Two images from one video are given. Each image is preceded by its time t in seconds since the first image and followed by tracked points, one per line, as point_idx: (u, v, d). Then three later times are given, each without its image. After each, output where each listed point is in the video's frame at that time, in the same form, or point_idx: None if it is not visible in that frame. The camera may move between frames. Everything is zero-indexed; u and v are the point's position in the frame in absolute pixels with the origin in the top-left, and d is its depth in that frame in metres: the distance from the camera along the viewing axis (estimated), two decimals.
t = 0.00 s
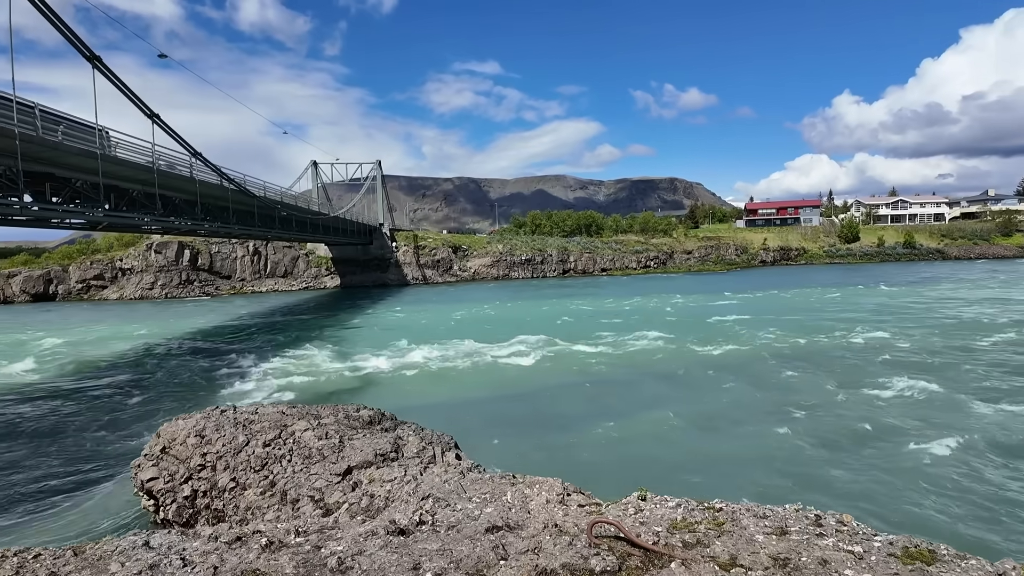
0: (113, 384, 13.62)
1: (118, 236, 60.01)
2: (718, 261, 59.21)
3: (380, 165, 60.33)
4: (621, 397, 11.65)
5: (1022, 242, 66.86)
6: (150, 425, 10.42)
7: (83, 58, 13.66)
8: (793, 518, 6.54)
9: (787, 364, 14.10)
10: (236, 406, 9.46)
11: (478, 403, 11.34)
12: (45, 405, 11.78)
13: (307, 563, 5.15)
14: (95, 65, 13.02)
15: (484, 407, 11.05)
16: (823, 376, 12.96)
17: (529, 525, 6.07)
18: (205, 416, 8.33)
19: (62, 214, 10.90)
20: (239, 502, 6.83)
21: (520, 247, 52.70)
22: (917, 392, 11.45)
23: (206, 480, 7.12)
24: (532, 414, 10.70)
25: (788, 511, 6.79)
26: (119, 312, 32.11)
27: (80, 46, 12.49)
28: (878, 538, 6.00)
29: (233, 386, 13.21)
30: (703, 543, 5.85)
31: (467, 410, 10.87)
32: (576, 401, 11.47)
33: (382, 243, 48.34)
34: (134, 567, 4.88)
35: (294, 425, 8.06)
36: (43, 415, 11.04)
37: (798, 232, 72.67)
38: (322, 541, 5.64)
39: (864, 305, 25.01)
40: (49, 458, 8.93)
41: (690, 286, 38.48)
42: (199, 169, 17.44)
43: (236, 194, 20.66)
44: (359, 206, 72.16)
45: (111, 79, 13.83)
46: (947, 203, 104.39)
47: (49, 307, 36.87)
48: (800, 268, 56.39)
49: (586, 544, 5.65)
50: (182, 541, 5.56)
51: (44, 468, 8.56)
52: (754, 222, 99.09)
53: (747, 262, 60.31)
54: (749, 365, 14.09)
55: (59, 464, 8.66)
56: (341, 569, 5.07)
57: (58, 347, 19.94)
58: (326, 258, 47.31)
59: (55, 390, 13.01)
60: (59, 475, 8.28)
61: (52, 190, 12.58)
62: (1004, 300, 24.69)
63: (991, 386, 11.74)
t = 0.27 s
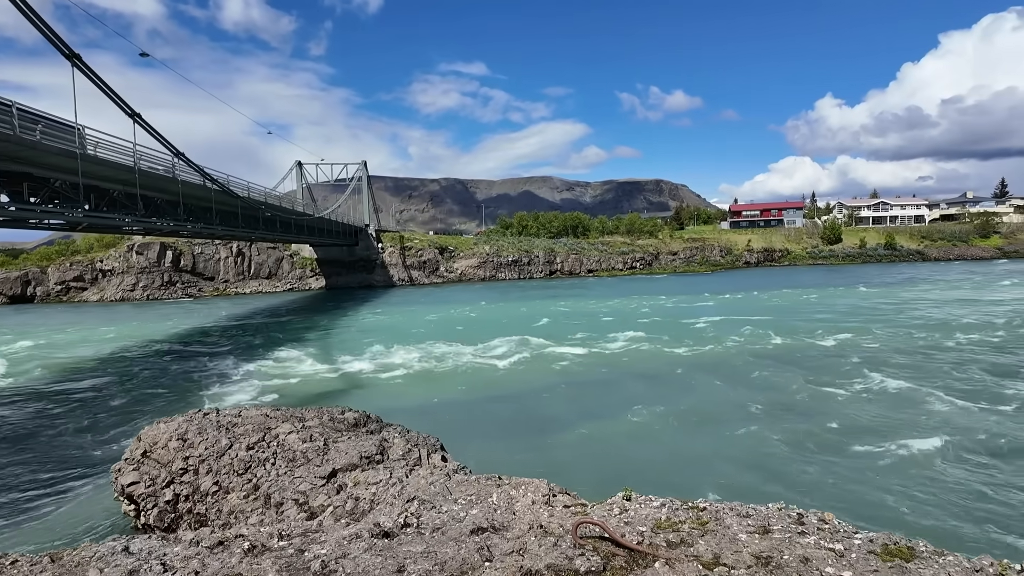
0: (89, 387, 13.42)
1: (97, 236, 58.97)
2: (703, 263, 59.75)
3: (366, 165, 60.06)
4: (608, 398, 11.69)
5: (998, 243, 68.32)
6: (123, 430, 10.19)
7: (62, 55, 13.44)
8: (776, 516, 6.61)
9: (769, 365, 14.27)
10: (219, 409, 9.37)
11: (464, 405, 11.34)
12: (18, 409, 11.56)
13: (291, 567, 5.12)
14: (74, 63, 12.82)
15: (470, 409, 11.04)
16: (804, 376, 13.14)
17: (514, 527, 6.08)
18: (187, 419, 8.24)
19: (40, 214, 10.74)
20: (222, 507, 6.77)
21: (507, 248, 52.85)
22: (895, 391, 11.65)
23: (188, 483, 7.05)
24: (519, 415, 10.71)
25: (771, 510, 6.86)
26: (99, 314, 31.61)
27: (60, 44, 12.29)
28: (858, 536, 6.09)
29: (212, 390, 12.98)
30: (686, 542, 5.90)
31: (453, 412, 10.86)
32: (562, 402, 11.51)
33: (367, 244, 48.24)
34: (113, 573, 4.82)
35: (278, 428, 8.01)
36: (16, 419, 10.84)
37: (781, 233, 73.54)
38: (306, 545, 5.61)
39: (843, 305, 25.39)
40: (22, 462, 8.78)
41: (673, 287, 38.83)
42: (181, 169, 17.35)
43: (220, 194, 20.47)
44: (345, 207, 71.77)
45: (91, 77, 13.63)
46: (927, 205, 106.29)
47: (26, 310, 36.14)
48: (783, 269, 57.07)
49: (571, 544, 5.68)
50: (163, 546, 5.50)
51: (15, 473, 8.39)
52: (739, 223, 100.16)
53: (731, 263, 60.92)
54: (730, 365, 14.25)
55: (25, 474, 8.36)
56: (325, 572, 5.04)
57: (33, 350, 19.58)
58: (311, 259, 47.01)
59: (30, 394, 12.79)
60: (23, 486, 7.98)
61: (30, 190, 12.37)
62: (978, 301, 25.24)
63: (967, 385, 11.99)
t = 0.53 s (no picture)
0: (61, 391, 13.13)
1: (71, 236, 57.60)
2: (686, 264, 60.26)
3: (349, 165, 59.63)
4: (592, 398, 11.73)
5: (972, 245, 69.90)
6: (91, 437, 9.94)
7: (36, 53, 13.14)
8: (756, 515, 6.69)
9: (749, 364, 14.43)
10: (199, 412, 9.26)
11: (449, 406, 11.32)
12: None
13: (271, 572, 5.08)
14: (49, 61, 12.54)
15: (454, 411, 11.03)
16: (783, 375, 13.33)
17: (497, 528, 6.09)
18: (166, 423, 8.14)
19: (15, 213, 10.56)
20: (202, 511, 6.69)
21: (491, 249, 52.97)
22: (869, 390, 11.89)
23: (168, 488, 6.96)
24: (503, 416, 10.73)
25: (752, 508, 6.94)
26: (75, 316, 30.96)
27: (34, 41, 12.02)
28: (836, 533, 6.17)
29: (186, 394, 12.73)
30: (668, 541, 5.95)
31: (437, 414, 10.84)
32: (547, 403, 11.53)
33: (351, 245, 47.94)
34: None
35: (260, 431, 7.95)
36: None
37: (763, 234, 74.44)
38: (287, 549, 5.56)
39: (819, 305, 25.79)
40: None
41: (655, 288, 39.12)
42: (161, 168, 17.20)
43: (200, 194, 20.20)
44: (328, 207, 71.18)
45: (67, 75, 13.36)
46: (905, 207, 108.42)
47: None
48: (764, 270, 57.78)
49: (554, 545, 5.69)
50: (140, 552, 5.43)
51: None
52: (721, 224, 101.32)
53: (714, 264, 61.52)
54: (711, 365, 14.40)
55: None
56: None
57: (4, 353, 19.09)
58: (293, 260, 46.52)
59: None
60: None
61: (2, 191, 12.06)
62: (948, 301, 25.84)
63: (938, 383, 12.27)
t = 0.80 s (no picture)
0: (32, 396, 12.82)
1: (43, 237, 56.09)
2: (670, 265, 60.80)
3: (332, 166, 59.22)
4: (576, 400, 11.77)
5: (948, 246, 71.40)
6: (60, 444, 9.68)
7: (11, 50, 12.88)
8: (737, 513, 6.77)
9: (727, 365, 14.59)
10: (178, 416, 9.15)
11: (432, 408, 11.30)
12: None
13: None
14: (24, 58, 12.29)
15: (438, 412, 11.01)
16: (759, 375, 13.52)
17: (479, 529, 6.10)
18: (144, 427, 8.05)
19: None
20: (181, 516, 6.60)
21: (476, 250, 53.12)
22: (844, 390, 12.10)
23: (146, 493, 6.87)
24: (487, 417, 10.73)
25: (733, 508, 7.02)
26: (50, 319, 30.22)
27: (9, 38, 11.79)
28: (814, 531, 6.26)
29: (159, 399, 12.48)
30: (649, 540, 6.01)
31: (421, 416, 10.81)
32: (531, 404, 11.55)
33: (334, 246, 47.64)
34: None
35: (241, 434, 7.89)
36: None
37: (745, 236, 75.38)
38: (267, 553, 5.52)
39: (795, 306, 26.18)
40: None
41: (637, 289, 39.43)
42: (138, 168, 16.97)
43: (179, 195, 19.93)
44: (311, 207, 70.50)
45: (43, 73, 13.12)
46: (882, 210, 110.70)
47: None
48: (745, 271, 58.50)
49: (536, 546, 5.71)
50: (116, 558, 5.35)
51: None
52: (703, 226, 102.31)
53: (696, 266, 62.15)
54: (691, 366, 14.56)
55: None
56: None
57: None
58: (274, 261, 46.01)
59: None
60: None
61: None
62: (919, 302, 26.41)
63: (909, 383, 12.53)
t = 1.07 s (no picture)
0: None
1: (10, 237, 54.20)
2: (652, 266, 61.31)
3: (312, 166, 58.63)
4: (562, 401, 11.78)
5: (923, 247, 72.99)
6: (26, 452, 9.34)
7: None
8: (717, 513, 6.83)
9: (706, 366, 14.75)
10: (156, 420, 9.04)
11: (416, 410, 11.27)
12: None
13: None
14: None
15: (421, 414, 10.99)
16: (734, 374, 13.75)
17: (461, 531, 6.09)
18: (121, 431, 7.94)
19: None
20: (158, 521, 6.49)
21: (459, 251, 53.28)
22: (818, 389, 12.34)
23: (122, 498, 6.76)
24: (471, 419, 10.72)
25: (713, 507, 7.10)
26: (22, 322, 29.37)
27: None
28: (793, 529, 6.34)
29: (130, 404, 12.18)
30: (631, 540, 6.04)
31: (404, 418, 10.77)
32: (515, 405, 11.55)
33: (315, 247, 47.26)
34: None
35: (220, 438, 7.82)
36: None
37: (726, 237, 76.28)
38: (246, 558, 5.46)
39: (770, 307, 26.59)
40: None
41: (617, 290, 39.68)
42: (115, 168, 16.69)
43: (156, 195, 19.59)
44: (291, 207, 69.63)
45: (17, 71, 12.83)
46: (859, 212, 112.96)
47: None
48: (726, 272, 59.19)
49: (517, 547, 5.71)
50: (90, 565, 5.26)
51: None
52: (685, 228, 103.27)
53: (679, 267, 62.73)
54: (674, 365, 14.77)
55: None
56: None
57: None
58: (255, 262, 45.44)
59: None
60: None
61: None
62: (890, 303, 27.01)
63: (881, 382, 12.81)
